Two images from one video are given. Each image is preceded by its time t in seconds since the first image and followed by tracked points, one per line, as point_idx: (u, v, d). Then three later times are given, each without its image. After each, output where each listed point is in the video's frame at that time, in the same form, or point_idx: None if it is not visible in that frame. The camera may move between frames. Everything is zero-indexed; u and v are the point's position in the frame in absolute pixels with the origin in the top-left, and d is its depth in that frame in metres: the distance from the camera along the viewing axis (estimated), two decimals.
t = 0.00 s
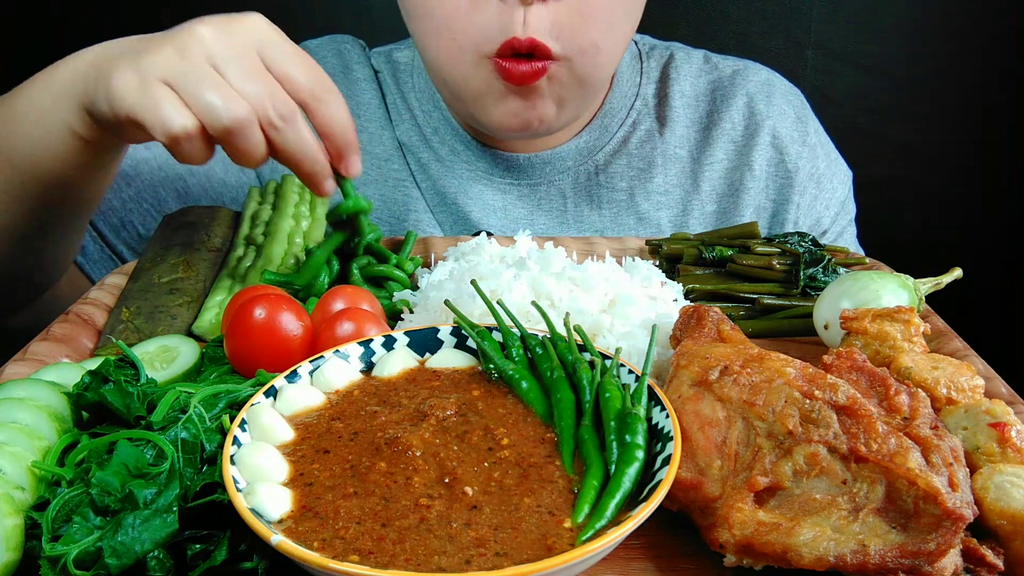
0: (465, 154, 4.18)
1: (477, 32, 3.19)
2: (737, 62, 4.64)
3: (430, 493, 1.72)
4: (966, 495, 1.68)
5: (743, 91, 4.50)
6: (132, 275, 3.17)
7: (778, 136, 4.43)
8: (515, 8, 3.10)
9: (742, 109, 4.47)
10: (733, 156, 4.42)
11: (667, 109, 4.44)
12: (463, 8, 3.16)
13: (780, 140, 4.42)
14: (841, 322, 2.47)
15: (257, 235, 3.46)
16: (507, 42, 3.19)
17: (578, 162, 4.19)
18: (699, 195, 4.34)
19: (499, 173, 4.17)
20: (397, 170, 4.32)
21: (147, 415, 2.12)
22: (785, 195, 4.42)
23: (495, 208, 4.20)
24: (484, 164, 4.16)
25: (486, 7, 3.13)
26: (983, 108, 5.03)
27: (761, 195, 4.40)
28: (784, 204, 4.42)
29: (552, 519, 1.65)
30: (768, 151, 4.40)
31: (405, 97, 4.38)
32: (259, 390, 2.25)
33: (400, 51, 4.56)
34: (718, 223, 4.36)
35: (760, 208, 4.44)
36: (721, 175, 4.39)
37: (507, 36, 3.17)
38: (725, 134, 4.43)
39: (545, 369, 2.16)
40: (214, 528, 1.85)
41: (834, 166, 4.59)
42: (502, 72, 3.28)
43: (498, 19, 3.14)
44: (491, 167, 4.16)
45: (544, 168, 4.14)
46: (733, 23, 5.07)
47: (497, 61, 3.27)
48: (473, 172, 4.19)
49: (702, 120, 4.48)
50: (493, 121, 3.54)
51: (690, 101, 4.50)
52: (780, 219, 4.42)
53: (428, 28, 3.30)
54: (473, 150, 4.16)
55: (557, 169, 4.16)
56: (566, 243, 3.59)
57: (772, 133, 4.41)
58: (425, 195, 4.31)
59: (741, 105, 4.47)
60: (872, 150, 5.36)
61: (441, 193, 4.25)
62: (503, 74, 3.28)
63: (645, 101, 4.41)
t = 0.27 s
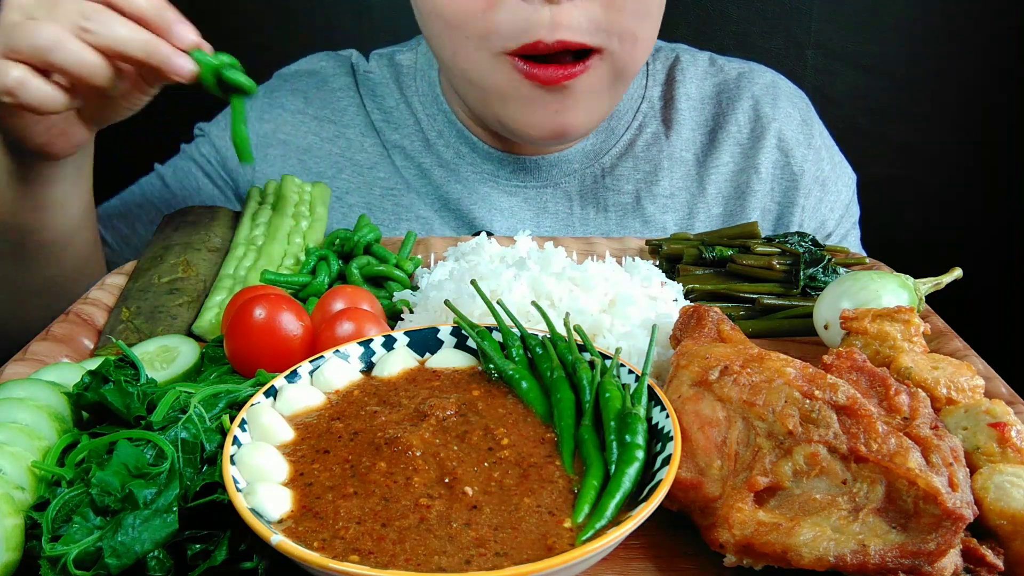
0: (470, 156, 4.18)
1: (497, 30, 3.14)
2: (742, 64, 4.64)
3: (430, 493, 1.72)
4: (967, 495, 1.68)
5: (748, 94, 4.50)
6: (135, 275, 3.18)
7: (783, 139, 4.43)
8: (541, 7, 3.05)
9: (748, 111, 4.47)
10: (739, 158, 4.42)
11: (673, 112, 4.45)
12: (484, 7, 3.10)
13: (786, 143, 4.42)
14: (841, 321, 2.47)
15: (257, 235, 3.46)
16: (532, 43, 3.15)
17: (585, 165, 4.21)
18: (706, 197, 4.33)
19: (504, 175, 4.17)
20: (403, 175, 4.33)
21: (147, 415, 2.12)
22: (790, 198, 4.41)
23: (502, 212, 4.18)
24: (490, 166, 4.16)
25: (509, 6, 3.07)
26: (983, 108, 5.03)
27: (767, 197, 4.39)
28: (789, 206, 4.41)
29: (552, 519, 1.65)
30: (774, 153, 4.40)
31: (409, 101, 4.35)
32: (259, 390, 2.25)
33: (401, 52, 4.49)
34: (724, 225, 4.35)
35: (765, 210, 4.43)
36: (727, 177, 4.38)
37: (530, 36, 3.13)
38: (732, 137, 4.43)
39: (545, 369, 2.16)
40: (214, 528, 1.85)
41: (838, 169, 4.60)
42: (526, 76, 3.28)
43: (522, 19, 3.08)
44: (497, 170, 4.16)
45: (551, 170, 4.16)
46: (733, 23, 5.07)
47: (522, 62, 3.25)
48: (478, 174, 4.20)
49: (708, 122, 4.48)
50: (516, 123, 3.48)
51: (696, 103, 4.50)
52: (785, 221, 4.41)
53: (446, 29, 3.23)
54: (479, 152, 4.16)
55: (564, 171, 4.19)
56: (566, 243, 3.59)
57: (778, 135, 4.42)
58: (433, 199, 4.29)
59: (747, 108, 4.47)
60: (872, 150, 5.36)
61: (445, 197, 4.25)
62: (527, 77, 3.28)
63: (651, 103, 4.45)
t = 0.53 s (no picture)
0: (469, 158, 4.19)
1: (502, 23, 3.14)
2: (742, 65, 4.64)
3: (430, 493, 1.72)
4: (967, 495, 1.68)
5: (748, 96, 4.50)
6: (135, 275, 3.19)
7: (784, 140, 4.43)
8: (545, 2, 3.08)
9: (747, 113, 4.47)
10: (739, 160, 4.41)
11: (673, 113, 4.44)
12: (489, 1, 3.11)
13: (786, 145, 4.42)
14: (841, 321, 2.47)
15: (257, 234, 3.46)
16: (537, 34, 3.15)
17: (584, 166, 4.18)
18: (705, 199, 4.33)
19: (503, 177, 4.17)
20: (407, 180, 4.36)
21: (146, 415, 2.12)
22: (789, 199, 4.41)
23: (499, 213, 4.20)
24: (489, 168, 4.16)
25: None
26: (983, 108, 5.04)
27: (767, 198, 4.39)
28: (789, 207, 4.41)
29: (552, 519, 1.65)
30: (774, 155, 4.39)
31: (405, 105, 4.37)
32: (259, 390, 2.24)
33: (396, 55, 4.53)
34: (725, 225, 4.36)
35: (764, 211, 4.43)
36: (727, 179, 4.38)
37: (536, 28, 3.14)
38: (731, 139, 4.43)
39: (545, 369, 2.16)
40: (214, 528, 1.85)
41: (837, 170, 4.60)
42: (527, 67, 3.24)
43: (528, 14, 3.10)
44: (496, 171, 4.16)
45: (549, 172, 4.14)
46: (733, 23, 5.08)
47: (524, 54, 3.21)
48: (477, 177, 4.20)
49: (708, 124, 4.47)
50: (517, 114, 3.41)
51: (696, 104, 4.50)
52: (784, 222, 4.40)
53: (448, 23, 3.21)
54: (478, 154, 4.15)
55: (562, 172, 4.16)
56: (566, 243, 3.59)
57: (778, 138, 4.41)
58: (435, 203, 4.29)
59: (747, 110, 4.47)
60: (872, 150, 5.36)
61: (443, 200, 4.25)
62: (528, 68, 3.24)
63: (650, 105, 4.43)
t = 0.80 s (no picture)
0: (463, 160, 4.18)
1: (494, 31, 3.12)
2: (738, 64, 4.64)
3: (430, 493, 1.72)
4: (966, 495, 1.68)
5: (743, 95, 4.51)
6: (135, 276, 3.19)
7: (780, 140, 4.43)
8: (533, 6, 3.05)
9: (743, 112, 4.48)
10: (734, 159, 4.42)
11: (668, 113, 4.46)
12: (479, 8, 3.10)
13: (782, 144, 4.43)
14: (841, 321, 2.47)
15: (257, 234, 3.46)
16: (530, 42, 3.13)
17: (579, 166, 4.18)
18: (699, 199, 4.33)
19: (498, 177, 4.15)
20: (399, 184, 4.34)
21: (147, 415, 2.12)
22: (785, 198, 4.40)
23: (494, 215, 4.18)
24: (483, 168, 4.15)
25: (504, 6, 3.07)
26: (983, 108, 5.03)
27: (763, 197, 4.39)
28: (786, 206, 4.40)
29: (552, 519, 1.65)
30: (770, 154, 4.40)
31: (397, 111, 4.39)
32: (259, 389, 2.24)
33: (386, 63, 4.59)
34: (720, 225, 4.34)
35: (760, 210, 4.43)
36: (722, 179, 4.38)
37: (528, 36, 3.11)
38: (726, 138, 4.43)
39: (545, 369, 2.16)
40: (214, 528, 1.85)
41: (835, 169, 4.60)
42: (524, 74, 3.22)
43: (516, 18, 3.07)
44: (490, 172, 4.15)
45: (545, 171, 4.12)
46: (733, 23, 5.07)
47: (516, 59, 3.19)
48: (471, 179, 4.18)
49: (703, 123, 4.48)
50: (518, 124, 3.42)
51: (690, 104, 4.51)
52: (782, 221, 4.39)
53: (441, 32, 3.20)
54: (471, 156, 4.15)
55: (558, 172, 4.15)
56: (566, 243, 3.60)
57: (774, 137, 4.42)
58: (429, 206, 4.27)
59: (742, 109, 4.48)
60: (872, 150, 5.35)
61: (437, 203, 4.24)
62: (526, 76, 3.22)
63: (645, 104, 4.47)
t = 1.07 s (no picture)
0: (461, 163, 4.19)
1: (489, 17, 3.12)
2: (736, 65, 4.64)
3: (430, 493, 1.72)
4: (966, 495, 1.68)
5: (742, 96, 4.51)
6: (136, 277, 3.19)
7: (778, 141, 4.43)
8: None
9: (741, 114, 4.47)
10: (732, 162, 4.42)
11: (666, 114, 4.45)
12: None
13: (780, 145, 4.43)
14: (841, 321, 2.47)
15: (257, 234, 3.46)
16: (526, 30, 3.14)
17: (577, 167, 4.18)
18: (698, 201, 4.34)
19: (496, 179, 4.16)
20: (397, 186, 4.34)
21: (147, 415, 2.12)
22: (783, 199, 4.41)
23: (492, 217, 4.19)
24: (482, 171, 4.16)
25: None
26: (983, 108, 5.03)
27: (761, 198, 4.39)
28: (783, 208, 4.41)
29: (552, 519, 1.65)
30: (769, 155, 4.39)
31: (396, 112, 4.39)
32: (259, 389, 2.24)
33: (384, 63, 4.59)
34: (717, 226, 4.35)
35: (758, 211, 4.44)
36: (720, 181, 4.39)
37: (525, 24, 3.12)
38: (725, 140, 4.43)
39: (545, 369, 2.16)
40: (214, 528, 1.85)
41: (833, 170, 4.60)
42: (517, 59, 3.21)
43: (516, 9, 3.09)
44: (489, 174, 4.15)
45: (544, 173, 4.13)
46: (733, 23, 5.07)
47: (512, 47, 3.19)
48: (470, 181, 4.19)
49: (701, 125, 4.48)
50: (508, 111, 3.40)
51: (689, 105, 4.50)
52: (779, 222, 4.40)
53: (437, 19, 3.19)
54: (470, 158, 4.16)
55: (556, 174, 4.15)
56: (566, 243, 3.60)
57: (773, 139, 4.41)
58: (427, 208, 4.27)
59: (741, 110, 4.48)
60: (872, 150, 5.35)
61: (436, 206, 4.24)
62: (519, 60, 3.22)
63: (642, 106, 4.44)
